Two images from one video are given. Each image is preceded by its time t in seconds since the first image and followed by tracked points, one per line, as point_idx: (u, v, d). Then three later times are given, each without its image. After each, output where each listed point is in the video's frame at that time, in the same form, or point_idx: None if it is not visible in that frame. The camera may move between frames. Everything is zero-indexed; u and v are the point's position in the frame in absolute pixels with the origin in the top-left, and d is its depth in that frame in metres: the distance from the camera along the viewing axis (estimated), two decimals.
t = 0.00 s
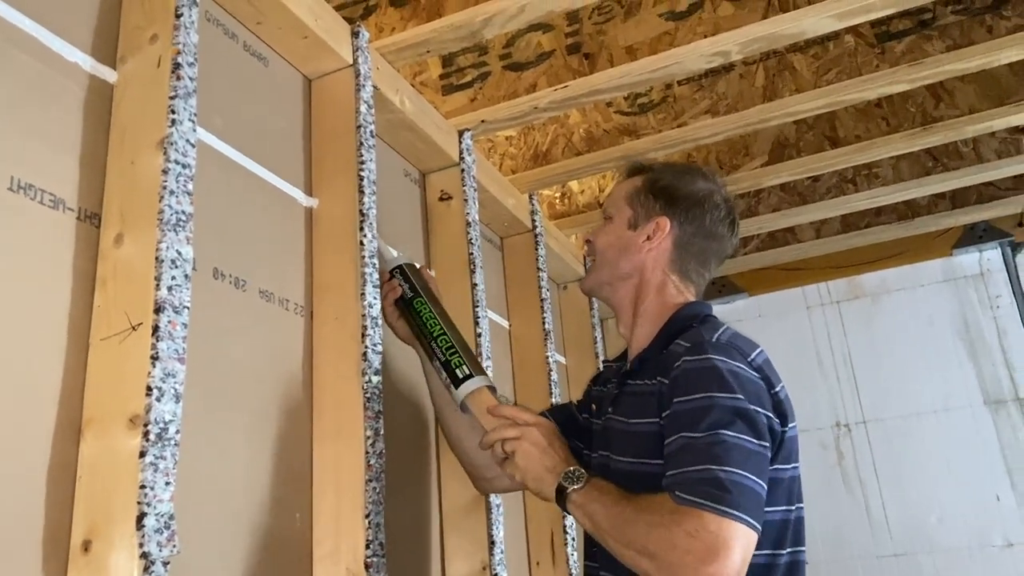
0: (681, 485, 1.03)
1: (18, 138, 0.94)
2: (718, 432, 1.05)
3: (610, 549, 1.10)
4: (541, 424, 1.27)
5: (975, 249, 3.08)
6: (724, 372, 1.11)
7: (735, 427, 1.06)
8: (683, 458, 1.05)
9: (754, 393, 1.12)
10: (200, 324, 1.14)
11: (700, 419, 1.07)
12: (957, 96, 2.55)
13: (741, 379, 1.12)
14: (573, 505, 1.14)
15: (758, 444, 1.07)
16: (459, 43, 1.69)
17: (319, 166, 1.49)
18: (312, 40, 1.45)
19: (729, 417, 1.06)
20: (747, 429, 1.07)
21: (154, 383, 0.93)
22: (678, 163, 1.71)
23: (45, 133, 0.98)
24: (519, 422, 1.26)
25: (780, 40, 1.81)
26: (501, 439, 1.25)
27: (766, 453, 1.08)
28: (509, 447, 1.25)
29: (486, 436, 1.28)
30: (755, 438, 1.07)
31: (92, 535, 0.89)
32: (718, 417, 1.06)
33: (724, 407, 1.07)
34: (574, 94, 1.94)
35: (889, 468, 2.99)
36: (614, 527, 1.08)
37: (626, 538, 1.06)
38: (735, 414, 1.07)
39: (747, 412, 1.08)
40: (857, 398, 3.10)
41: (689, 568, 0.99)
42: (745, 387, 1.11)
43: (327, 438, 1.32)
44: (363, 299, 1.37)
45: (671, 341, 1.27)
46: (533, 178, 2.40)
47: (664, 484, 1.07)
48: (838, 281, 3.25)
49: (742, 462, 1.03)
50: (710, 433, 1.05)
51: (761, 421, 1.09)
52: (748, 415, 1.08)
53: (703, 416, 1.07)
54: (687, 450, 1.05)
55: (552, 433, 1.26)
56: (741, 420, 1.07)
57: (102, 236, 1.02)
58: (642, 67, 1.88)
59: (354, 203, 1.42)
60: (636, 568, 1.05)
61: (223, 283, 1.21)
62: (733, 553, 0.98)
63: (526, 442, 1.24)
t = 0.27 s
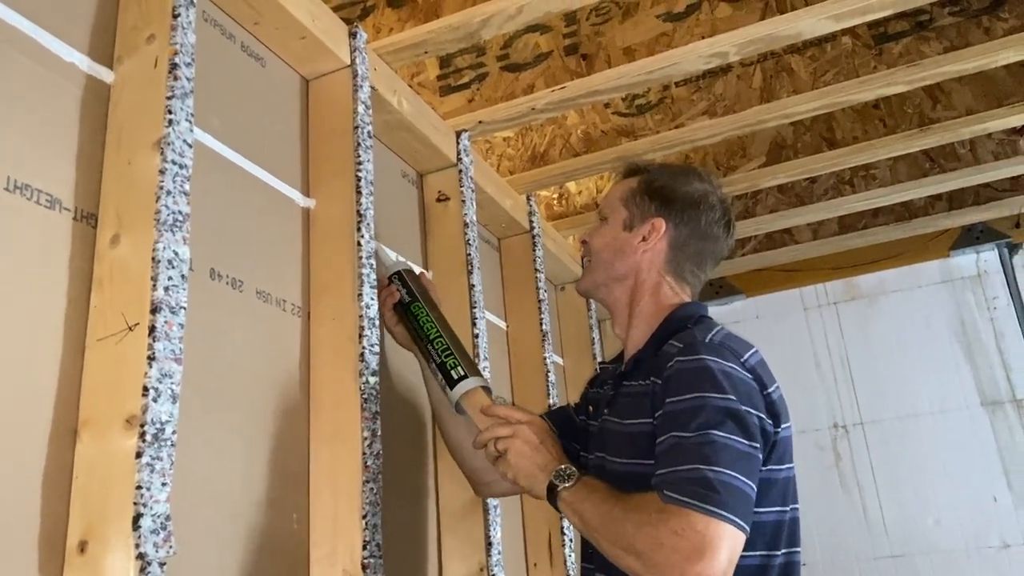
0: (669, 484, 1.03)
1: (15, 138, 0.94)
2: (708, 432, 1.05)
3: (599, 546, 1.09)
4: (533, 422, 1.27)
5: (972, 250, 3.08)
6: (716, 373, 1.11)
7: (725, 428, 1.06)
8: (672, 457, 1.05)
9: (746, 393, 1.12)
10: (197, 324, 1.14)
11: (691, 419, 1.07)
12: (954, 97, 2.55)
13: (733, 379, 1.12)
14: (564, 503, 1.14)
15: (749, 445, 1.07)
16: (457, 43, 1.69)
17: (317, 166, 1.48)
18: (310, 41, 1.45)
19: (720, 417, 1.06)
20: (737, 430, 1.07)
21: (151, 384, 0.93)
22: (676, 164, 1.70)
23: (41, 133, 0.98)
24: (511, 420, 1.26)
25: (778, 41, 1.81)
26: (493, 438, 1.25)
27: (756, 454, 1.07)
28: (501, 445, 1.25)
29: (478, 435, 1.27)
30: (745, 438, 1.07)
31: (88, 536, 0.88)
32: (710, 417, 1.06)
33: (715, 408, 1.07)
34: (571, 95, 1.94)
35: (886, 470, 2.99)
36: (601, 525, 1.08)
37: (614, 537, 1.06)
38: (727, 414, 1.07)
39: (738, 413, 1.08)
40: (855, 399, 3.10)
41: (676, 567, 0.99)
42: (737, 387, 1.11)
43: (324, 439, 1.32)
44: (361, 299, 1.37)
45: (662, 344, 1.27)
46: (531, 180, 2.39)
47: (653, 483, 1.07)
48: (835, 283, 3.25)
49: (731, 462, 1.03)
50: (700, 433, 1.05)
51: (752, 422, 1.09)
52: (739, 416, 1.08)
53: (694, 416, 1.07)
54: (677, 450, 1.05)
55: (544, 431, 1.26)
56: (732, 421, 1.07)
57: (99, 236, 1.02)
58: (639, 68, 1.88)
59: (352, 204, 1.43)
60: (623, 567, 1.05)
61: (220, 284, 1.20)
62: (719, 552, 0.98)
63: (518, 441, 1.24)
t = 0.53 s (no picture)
0: (665, 487, 1.03)
1: (12, 138, 0.94)
2: (701, 432, 1.05)
3: (599, 560, 1.10)
4: (534, 440, 1.26)
5: (969, 251, 3.08)
6: (708, 373, 1.11)
7: (718, 427, 1.06)
8: (667, 460, 1.05)
9: (737, 391, 1.11)
10: (194, 325, 1.14)
11: (683, 419, 1.07)
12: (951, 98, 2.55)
13: (725, 378, 1.11)
14: (560, 520, 1.14)
15: (743, 443, 1.07)
16: (454, 44, 1.69)
17: (314, 166, 1.48)
18: (308, 41, 1.45)
19: (712, 416, 1.06)
20: (731, 428, 1.07)
21: (148, 384, 0.93)
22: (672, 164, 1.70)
23: (39, 133, 0.98)
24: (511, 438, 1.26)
25: (775, 43, 1.81)
26: (492, 456, 1.25)
27: (751, 451, 1.07)
28: (500, 463, 1.25)
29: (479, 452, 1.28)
30: (739, 436, 1.07)
31: (85, 537, 0.88)
32: (702, 416, 1.06)
33: (707, 407, 1.07)
34: (569, 96, 1.94)
35: (884, 471, 2.99)
36: (600, 538, 1.08)
37: (613, 548, 1.06)
38: (719, 413, 1.07)
39: (730, 411, 1.08)
40: (852, 400, 3.11)
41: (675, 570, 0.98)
42: (729, 386, 1.11)
43: (321, 440, 1.32)
44: (358, 300, 1.37)
45: (654, 346, 1.27)
46: (528, 181, 2.39)
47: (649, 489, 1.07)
48: (832, 284, 3.25)
49: (725, 461, 1.03)
50: (693, 433, 1.05)
51: (745, 420, 1.09)
52: (731, 414, 1.07)
53: (687, 416, 1.07)
54: (671, 452, 1.05)
55: (544, 450, 1.25)
56: (724, 420, 1.07)
57: (96, 237, 1.02)
58: (636, 69, 1.88)
59: (349, 204, 1.43)
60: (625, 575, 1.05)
61: (217, 285, 1.20)
62: (718, 551, 0.98)
63: (517, 458, 1.23)
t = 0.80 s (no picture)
0: (662, 489, 1.03)
1: (10, 140, 0.94)
2: (698, 432, 1.05)
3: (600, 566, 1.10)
4: (530, 448, 1.26)
5: (967, 252, 3.09)
6: (706, 372, 1.11)
7: (716, 425, 1.06)
8: (665, 460, 1.05)
9: (735, 389, 1.11)
10: (192, 327, 1.14)
11: (681, 419, 1.07)
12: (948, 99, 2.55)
13: (722, 376, 1.11)
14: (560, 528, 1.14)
15: (741, 440, 1.06)
16: (452, 45, 1.69)
17: (312, 167, 1.48)
18: (306, 42, 1.45)
19: (709, 415, 1.06)
20: (729, 426, 1.06)
21: (145, 387, 0.93)
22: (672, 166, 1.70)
23: (36, 135, 0.98)
24: (507, 447, 1.26)
25: (773, 44, 1.81)
26: (489, 465, 1.25)
27: (749, 448, 1.07)
28: (497, 473, 1.25)
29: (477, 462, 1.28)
30: (737, 434, 1.06)
31: (82, 539, 0.88)
32: (699, 415, 1.06)
33: (704, 405, 1.07)
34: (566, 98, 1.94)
35: (881, 472, 2.99)
36: (599, 543, 1.08)
37: (612, 553, 1.06)
38: (716, 412, 1.07)
39: (729, 410, 1.07)
40: (850, 401, 3.11)
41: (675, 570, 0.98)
42: (727, 385, 1.11)
43: (319, 442, 1.32)
44: (356, 301, 1.37)
45: (652, 346, 1.27)
46: (527, 183, 2.40)
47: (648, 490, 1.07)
48: (830, 285, 3.26)
49: (723, 459, 1.03)
50: (691, 432, 1.05)
51: (743, 417, 1.09)
52: (729, 412, 1.07)
53: (684, 415, 1.07)
54: (669, 452, 1.05)
55: (540, 457, 1.25)
56: (722, 418, 1.07)
57: (93, 238, 1.01)
58: (634, 71, 1.88)
59: (347, 206, 1.43)
60: None
61: (215, 286, 1.20)
62: (716, 551, 0.98)
63: (514, 467, 1.24)
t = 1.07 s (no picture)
0: (666, 489, 1.03)
1: (12, 143, 0.94)
2: (705, 434, 1.05)
3: (602, 564, 1.09)
4: (526, 440, 1.27)
5: (965, 254, 3.09)
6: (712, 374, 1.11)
7: (721, 428, 1.06)
8: (669, 461, 1.05)
9: (741, 392, 1.12)
10: (194, 329, 1.14)
11: (686, 421, 1.07)
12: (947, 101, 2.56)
13: (728, 379, 1.12)
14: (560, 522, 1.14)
15: (746, 444, 1.07)
16: (452, 47, 1.69)
17: (313, 169, 1.48)
18: (306, 44, 1.45)
19: (715, 417, 1.06)
20: (733, 430, 1.07)
21: (147, 389, 0.93)
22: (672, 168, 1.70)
23: (38, 138, 0.98)
24: (504, 440, 1.27)
25: (772, 47, 1.82)
26: (486, 458, 1.26)
27: (753, 452, 1.07)
28: (494, 466, 1.25)
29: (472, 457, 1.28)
30: (742, 437, 1.07)
31: (84, 541, 0.88)
32: (705, 418, 1.06)
33: (710, 408, 1.07)
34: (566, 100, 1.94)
35: (880, 473, 3.00)
36: (599, 539, 1.08)
37: (612, 550, 1.06)
38: (722, 414, 1.07)
39: (734, 413, 1.08)
40: (848, 402, 3.11)
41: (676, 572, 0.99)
42: (732, 387, 1.11)
43: (319, 443, 1.32)
44: (357, 303, 1.37)
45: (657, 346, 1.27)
46: (526, 184, 2.40)
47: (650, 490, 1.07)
48: (830, 286, 3.26)
49: (727, 462, 1.03)
50: (697, 435, 1.05)
51: (748, 420, 1.09)
52: (735, 416, 1.08)
53: (690, 417, 1.07)
54: (674, 453, 1.06)
55: (537, 449, 1.26)
56: (728, 421, 1.07)
57: (94, 240, 1.02)
58: (633, 74, 1.89)
59: (348, 208, 1.43)
60: None
61: (216, 288, 1.20)
62: (718, 554, 0.99)
63: (511, 460, 1.24)
